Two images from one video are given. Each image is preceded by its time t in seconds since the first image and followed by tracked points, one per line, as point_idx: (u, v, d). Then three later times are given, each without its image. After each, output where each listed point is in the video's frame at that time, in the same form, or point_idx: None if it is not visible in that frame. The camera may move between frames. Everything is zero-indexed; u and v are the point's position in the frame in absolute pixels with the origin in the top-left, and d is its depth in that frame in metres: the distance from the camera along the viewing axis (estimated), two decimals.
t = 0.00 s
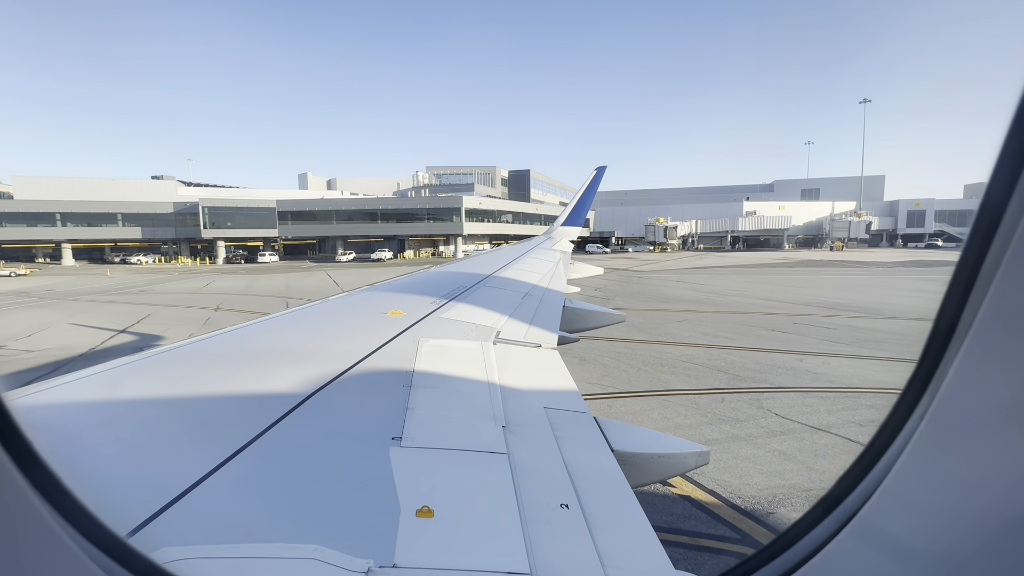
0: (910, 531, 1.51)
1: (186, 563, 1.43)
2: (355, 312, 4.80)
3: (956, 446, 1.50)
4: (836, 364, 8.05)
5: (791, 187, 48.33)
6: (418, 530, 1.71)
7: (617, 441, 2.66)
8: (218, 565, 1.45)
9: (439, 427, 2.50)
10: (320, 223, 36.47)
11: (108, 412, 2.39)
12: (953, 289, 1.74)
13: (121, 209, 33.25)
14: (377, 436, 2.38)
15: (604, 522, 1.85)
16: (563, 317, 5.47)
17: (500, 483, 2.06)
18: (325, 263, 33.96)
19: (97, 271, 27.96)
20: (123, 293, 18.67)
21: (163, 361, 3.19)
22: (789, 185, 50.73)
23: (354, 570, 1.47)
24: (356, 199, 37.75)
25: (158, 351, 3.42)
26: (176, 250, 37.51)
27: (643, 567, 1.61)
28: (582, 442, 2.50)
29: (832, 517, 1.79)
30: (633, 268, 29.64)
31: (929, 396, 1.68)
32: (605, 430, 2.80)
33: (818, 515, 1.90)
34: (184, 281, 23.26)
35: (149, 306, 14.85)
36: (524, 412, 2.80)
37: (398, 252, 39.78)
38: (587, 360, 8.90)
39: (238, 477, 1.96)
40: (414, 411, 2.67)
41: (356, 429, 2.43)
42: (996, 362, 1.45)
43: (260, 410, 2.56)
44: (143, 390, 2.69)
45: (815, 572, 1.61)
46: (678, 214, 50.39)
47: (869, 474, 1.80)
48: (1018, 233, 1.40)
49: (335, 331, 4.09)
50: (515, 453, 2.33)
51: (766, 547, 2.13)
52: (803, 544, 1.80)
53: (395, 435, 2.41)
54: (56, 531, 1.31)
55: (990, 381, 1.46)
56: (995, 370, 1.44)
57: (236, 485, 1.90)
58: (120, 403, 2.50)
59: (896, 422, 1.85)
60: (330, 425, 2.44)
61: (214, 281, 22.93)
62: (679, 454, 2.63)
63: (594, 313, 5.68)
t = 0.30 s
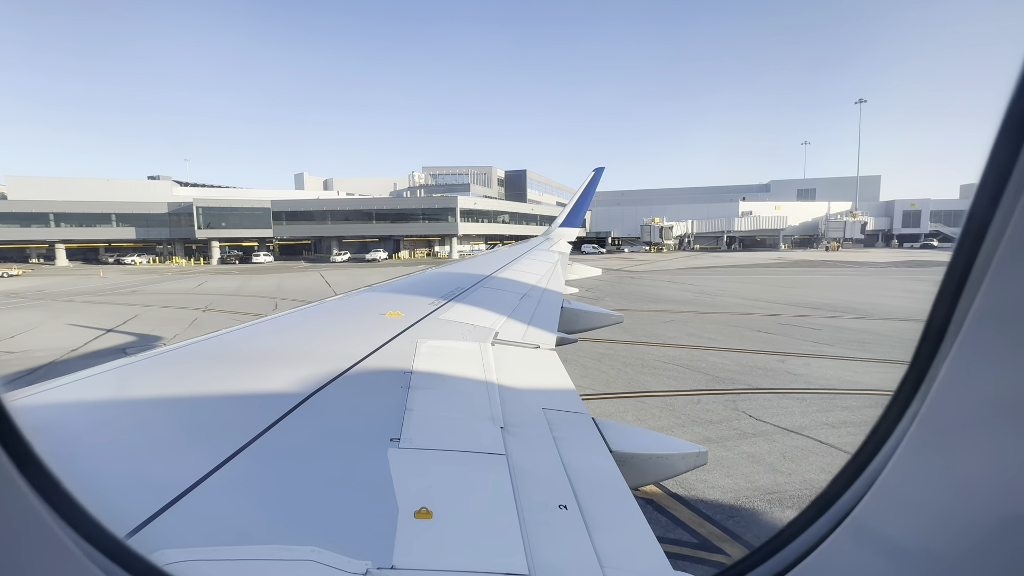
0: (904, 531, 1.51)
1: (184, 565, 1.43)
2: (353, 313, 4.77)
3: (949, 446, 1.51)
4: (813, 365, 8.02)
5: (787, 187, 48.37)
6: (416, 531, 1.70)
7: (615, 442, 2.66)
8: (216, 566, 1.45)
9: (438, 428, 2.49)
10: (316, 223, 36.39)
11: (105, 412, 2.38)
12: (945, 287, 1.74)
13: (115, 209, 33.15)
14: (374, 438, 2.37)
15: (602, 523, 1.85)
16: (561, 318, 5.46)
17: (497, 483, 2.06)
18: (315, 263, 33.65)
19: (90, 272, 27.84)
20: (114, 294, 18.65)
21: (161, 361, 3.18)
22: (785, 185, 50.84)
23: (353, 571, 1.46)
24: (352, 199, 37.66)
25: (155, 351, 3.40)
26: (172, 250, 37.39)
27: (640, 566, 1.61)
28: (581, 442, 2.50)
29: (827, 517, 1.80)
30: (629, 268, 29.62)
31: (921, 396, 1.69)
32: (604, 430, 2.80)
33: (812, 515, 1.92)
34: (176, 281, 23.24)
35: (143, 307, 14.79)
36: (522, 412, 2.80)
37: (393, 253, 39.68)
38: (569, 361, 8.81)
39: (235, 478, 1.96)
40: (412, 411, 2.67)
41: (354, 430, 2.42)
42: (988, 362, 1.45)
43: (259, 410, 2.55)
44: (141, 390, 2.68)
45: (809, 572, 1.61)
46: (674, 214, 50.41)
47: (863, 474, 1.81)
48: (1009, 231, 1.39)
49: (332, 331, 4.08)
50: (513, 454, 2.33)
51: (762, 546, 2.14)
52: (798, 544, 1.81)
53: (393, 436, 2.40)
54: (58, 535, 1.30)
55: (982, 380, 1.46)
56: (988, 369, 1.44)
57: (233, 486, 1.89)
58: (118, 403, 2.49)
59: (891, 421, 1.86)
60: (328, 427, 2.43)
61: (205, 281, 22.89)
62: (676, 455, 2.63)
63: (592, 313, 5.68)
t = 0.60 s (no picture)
0: (904, 539, 1.54)
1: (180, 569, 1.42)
2: (351, 314, 4.70)
3: (951, 454, 1.56)
4: (795, 367, 7.95)
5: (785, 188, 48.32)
6: (414, 533, 1.68)
7: (614, 443, 2.64)
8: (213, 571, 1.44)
9: (437, 430, 2.48)
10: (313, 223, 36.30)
11: (101, 416, 2.35)
12: (950, 298, 1.83)
13: (109, 210, 33.11)
14: (373, 440, 2.35)
15: (602, 524, 1.85)
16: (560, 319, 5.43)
17: (498, 485, 2.05)
18: (311, 264, 33.57)
19: (85, 273, 27.72)
20: (106, 294, 18.73)
21: (159, 363, 3.15)
22: (783, 186, 50.72)
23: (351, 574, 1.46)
24: (349, 199, 37.57)
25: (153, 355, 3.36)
26: (167, 251, 37.24)
27: (640, 569, 1.60)
28: (580, 444, 2.49)
29: (829, 527, 1.88)
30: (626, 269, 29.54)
31: (925, 407, 1.75)
32: (603, 431, 2.78)
33: (816, 523, 2.01)
34: (170, 282, 23.24)
35: (135, 309, 14.70)
36: (521, 414, 2.78)
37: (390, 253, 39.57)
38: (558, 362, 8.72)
39: (234, 480, 1.94)
40: (411, 413, 2.65)
41: (354, 432, 2.42)
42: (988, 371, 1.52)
43: (258, 412, 2.54)
44: (139, 392, 2.66)
45: None
46: (671, 214, 50.33)
47: (864, 485, 1.90)
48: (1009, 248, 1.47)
49: (331, 332, 4.05)
50: (513, 456, 2.31)
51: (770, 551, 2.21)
52: (803, 552, 1.88)
53: (392, 438, 2.38)
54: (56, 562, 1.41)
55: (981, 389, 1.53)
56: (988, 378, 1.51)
57: (231, 489, 1.87)
58: (115, 406, 2.47)
59: (893, 430, 1.97)
60: (326, 430, 2.40)
61: (198, 282, 22.87)
62: (675, 455, 2.63)
63: (591, 314, 5.67)
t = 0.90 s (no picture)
0: (909, 545, 1.56)
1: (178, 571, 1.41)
2: (350, 315, 4.62)
3: (958, 459, 1.57)
4: (777, 368, 7.87)
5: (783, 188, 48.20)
6: (414, 535, 1.68)
7: (613, 443, 2.64)
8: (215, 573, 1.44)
9: (439, 431, 2.47)
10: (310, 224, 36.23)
11: (97, 418, 2.31)
12: (955, 302, 1.84)
13: (104, 210, 33.04)
14: (373, 442, 2.34)
15: (602, 525, 1.84)
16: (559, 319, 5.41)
17: (499, 485, 2.05)
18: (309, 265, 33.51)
19: (81, 274, 27.66)
20: (99, 294, 18.71)
21: (157, 362, 3.12)
22: (782, 186, 50.58)
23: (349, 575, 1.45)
24: (346, 200, 37.48)
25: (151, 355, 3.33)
26: (164, 251, 37.20)
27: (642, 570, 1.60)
28: (580, 444, 2.49)
29: (834, 530, 1.90)
30: (623, 270, 29.48)
31: (932, 413, 1.77)
32: (601, 431, 2.78)
33: (820, 526, 2.02)
34: (165, 282, 23.24)
35: (130, 309, 14.68)
36: (520, 415, 2.76)
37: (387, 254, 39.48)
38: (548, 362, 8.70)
39: (230, 483, 1.92)
40: (410, 414, 2.64)
41: (353, 434, 2.39)
42: (994, 377, 1.54)
43: (256, 413, 2.51)
44: (136, 392, 2.63)
45: None
46: (670, 215, 50.22)
47: (869, 489, 1.92)
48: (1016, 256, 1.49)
49: (331, 331, 4.01)
50: (513, 458, 2.30)
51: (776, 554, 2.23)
52: (807, 555, 1.90)
53: (391, 439, 2.38)
54: None
55: (988, 396, 1.54)
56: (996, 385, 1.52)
57: (232, 491, 1.86)
58: (111, 406, 2.44)
59: (899, 433, 1.99)
60: (326, 432, 2.39)
61: (192, 283, 22.84)
62: (674, 455, 2.63)
63: (589, 313, 5.67)
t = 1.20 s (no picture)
0: (905, 545, 1.56)
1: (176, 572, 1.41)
2: (347, 317, 4.57)
3: (954, 458, 1.57)
4: (761, 370, 7.80)
5: (783, 188, 48.09)
6: (414, 536, 1.68)
7: (611, 444, 2.63)
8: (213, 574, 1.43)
9: (437, 432, 2.46)
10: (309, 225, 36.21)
11: (95, 416, 2.31)
12: (952, 301, 1.83)
13: (102, 211, 33.09)
14: (372, 442, 2.34)
15: (602, 526, 1.83)
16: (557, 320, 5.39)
17: (498, 486, 2.04)
18: (307, 266, 33.51)
19: (78, 275, 27.68)
20: (95, 296, 18.69)
21: (155, 363, 3.11)
22: (781, 186, 50.45)
23: None
24: (345, 201, 37.43)
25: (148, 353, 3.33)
26: (161, 252, 37.20)
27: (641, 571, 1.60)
28: (579, 445, 2.48)
29: (833, 531, 1.88)
30: (622, 270, 29.41)
31: (930, 411, 1.76)
32: (600, 432, 2.77)
33: (819, 527, 2.01)
34: (162, 283, 23.23)
35: (126, 310, 14.66)
36: (520, 415, 2.76)
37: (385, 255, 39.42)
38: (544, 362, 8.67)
39: (227, 483, 1.91)
40: (409, 415, 2.63)
41: (350, 435, 2.38)
42: (991, 377, 1.53)
43: (253, 412, 2.50)
44: (134, 390, 2.62)
45: None
46: (668, 216, 50.21)
47: (868, 489, 1.91)
48: (1013, 256, 1.47)
49: (329, 332, 3.99)
50: (511, 460, 2.29)
51: (775, 555, 2.22)
52: (807, 554, 1.89)
53: (389, 441, 2.37)
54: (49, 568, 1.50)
55: (985, 395, 1.53)
56: (992, 384, 1.51)
57: (231, 490, 1.86)
58: (109, 404, 2.43)
59: (897, 433, 1.98)
60: (322, 432, 2.38)
61: (189, 284, 22.81)
62: (673, 456, 2.61)
63: (587, 314, 5.66)
